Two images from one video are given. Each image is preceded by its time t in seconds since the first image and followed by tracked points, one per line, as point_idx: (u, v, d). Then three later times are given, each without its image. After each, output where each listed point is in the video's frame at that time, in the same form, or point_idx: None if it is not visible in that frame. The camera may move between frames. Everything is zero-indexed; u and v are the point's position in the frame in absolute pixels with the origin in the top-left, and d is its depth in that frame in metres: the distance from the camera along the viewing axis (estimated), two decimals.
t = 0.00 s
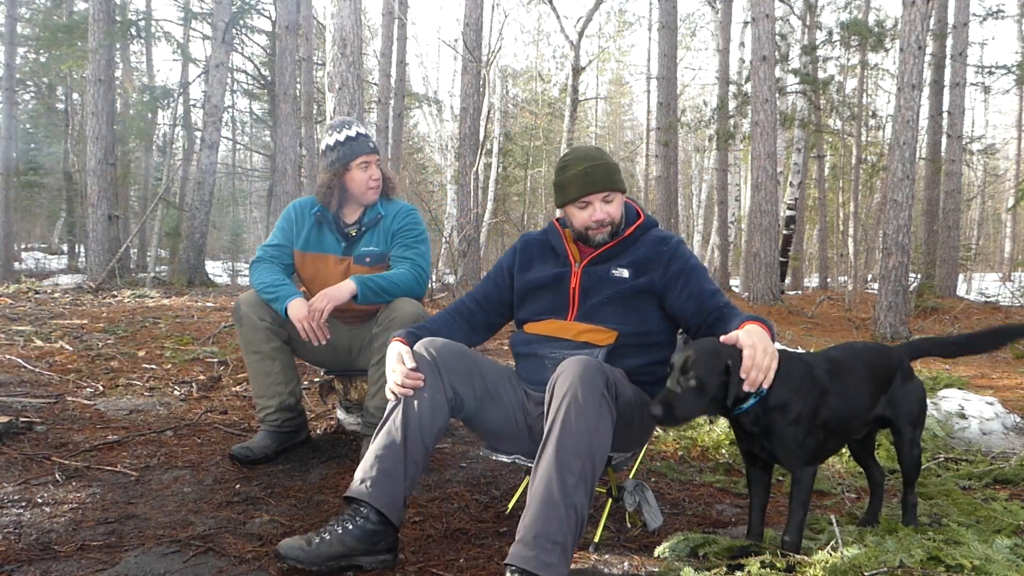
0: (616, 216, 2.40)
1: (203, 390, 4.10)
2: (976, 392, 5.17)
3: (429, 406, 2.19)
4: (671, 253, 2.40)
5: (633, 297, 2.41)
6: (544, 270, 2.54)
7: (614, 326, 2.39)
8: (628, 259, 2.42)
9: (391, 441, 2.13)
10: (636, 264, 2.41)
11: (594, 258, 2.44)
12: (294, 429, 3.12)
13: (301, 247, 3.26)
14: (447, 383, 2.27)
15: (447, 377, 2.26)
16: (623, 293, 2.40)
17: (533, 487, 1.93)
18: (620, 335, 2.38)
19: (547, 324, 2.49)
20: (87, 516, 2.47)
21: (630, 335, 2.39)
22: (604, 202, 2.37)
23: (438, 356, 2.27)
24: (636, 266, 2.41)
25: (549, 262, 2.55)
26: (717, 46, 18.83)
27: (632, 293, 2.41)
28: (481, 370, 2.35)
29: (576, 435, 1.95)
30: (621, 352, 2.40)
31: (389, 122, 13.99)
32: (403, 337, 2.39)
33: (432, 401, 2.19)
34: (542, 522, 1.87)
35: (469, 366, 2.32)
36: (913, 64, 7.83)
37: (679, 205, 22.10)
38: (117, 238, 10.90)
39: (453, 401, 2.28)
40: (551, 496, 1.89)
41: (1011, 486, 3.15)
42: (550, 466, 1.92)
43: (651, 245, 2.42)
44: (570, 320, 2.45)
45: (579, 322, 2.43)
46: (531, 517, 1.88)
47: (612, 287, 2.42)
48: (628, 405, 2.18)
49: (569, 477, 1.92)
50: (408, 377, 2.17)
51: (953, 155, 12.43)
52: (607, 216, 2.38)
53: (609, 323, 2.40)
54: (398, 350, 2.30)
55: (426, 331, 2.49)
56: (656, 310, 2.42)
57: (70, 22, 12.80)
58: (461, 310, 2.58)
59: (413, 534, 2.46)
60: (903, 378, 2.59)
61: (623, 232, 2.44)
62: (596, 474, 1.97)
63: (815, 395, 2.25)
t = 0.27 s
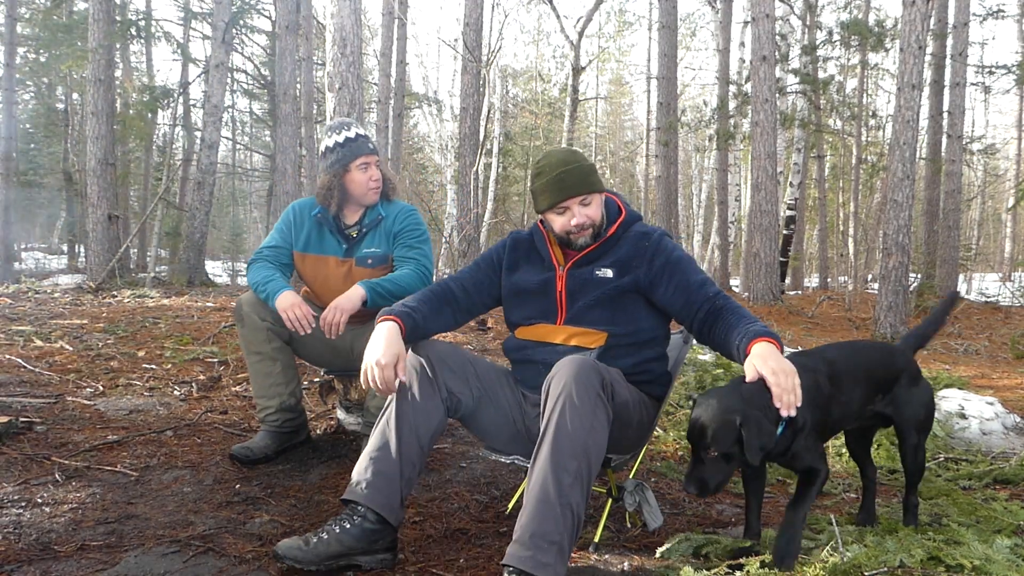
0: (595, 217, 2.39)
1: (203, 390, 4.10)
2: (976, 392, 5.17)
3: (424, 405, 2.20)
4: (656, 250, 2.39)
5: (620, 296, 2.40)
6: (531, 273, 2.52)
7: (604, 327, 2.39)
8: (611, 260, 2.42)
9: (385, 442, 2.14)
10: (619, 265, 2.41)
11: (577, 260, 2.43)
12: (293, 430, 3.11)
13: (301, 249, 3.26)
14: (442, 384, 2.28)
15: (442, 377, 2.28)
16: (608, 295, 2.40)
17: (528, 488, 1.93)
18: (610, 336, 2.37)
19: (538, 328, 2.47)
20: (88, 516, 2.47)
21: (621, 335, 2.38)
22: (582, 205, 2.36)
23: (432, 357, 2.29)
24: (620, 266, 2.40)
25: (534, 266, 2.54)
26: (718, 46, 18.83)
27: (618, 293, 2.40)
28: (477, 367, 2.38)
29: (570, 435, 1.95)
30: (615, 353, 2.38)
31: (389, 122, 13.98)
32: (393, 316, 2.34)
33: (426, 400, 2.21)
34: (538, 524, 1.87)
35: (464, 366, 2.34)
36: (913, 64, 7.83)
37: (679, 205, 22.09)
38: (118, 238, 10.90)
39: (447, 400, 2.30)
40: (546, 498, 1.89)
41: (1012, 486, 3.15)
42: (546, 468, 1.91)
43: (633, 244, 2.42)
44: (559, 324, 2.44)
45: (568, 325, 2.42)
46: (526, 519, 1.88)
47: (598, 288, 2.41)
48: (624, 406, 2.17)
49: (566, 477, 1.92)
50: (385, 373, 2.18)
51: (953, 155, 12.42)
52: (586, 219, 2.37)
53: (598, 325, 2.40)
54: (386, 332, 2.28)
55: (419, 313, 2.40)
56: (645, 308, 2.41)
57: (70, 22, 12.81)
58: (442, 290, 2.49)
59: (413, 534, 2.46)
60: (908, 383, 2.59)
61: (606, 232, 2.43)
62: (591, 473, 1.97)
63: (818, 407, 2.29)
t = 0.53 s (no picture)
0: (584, 219, 2.39)
1: (203, 390, 4.10)
2: (976, 392, 5.17)
3: (424, 407, 2.21)
4: (649, 249, 2.39)
5: (615, 295, 2.40)
6: (525, 276, 2.52)
7: (600, 328, 2.40)
8: (603, 260, 2.41)
9: (386, 444, 2.15)
10: (613, 265, 2.40)
11: (569, 262, 2.43)
12: (294, 430, 3.11)
13: (305, 248, 3.27)
14: (441, 384, 2.29)
15: (443, 379, 2.30)
16: (602, 296, 2.40)
17: (528, 489, 1.93)
18: (606, 337, 2.39)
19: (533, 332, 2.48)
20: (88, 516, 2.48)
21: (618, 335, 2.39)
22: (569, 209, 2.35)
23: (433, 360, 2.31)
24: (613, 266, 2.40)
25: (528, 268, 2.53)
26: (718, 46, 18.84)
27: (612, 294, 2.40)
28: (477, 368, 2.39)
29: (570, 435, 1.95)
30: (613, 353, 2.39)
31: (389, 122, 13.99)
32: (391, 352, 2.24)
33: (427, 403, 2.22)
34: (538, 524, 1.87)
35: (463, 368, 2.35)
36: (913, 64, 7.83)
37: (679, 204, 22.11)
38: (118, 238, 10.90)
39: (447, 403, 2.31)
40: (546, 498, 1.89)
41: (1011, 486, 3.15)
42: (545, 468, 1.92)
43: (625, 244, 2.42)
44: (555, 327, 2.45)
45: (564, 328, 2.43)
46: (526, 519, 1.89)
47: (593, 289, 2.41)
48: (624, 406, 2.18)
49: (565, 477, 1.92)
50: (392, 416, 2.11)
51: (953, 155, 12.43)
52: (576, 221, 2.37)
53: (594, 326, 2.40)
54: (387, 371, 2.19)
55: (418, 342, 2.31)
56: (641, 308, 2.42)
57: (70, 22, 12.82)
58: (438, 297, 2.49)
59: (413, 535, 2.47)
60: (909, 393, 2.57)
61: (597, 233, 2.44)
62: (591, 474, 1.98)
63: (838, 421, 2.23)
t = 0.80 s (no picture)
0: (580, 217, 2.38)
1: (203, 390, 4.10)
2: (976, 392, 5.17)
3: (424, 407, 2.21)
4: (646, 247, 2.39)
5: (614, 294, 2.39)
6: (522, 276, 2.50)
7: (599, 328, 2.39)
8: (600, 259, 2.40)
9: (386, 444, 2.14)
10: (610, 265, 2.39)
11: (567, 262, 2.42)
12: (294, 430, 3.11)
13: (306, 250, 3.25)
14: (441, 382, 2.29)
15: (443, 378, 2.29)
16: (600, 295, 2.38)
17: (529, 488, 1.92)
18: (605, 336, 2.37)
19: (532, 332, 2.47)
20: (87, 516, 2.47)
21: (617, 335, 2.38)
22: (565, 207, 2.36)
23: (433, 360, 2.30)
24: (610, 265, 2.39)
25: (526, 268, 2.52)
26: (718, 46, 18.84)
27: (610, 293, 2.39)
28: (477, 368, 2.39)
29: (570, 434, 1.95)
30: (611, 353, 2.38)
31: (389, 122, 13.99)
32: (392, 354, 2.23)
33: (428, 403, 2.22)
34: (539, 524, 1.87)
35: (464, 367, 2.36)
36: (913, 64, 7.83)
37: (679, 205, 22.11)
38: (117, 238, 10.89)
39: (448, 402, 2.30)
40: (547, 497, 1.89)
41: (1012, 486, 3.15)
42: (545, 467, 1.91)
43: (622, 243, 2.41)
44: (553, 327, 2.44)
45: (562, 328, 2.42)
46: (526, 519, 1.88)
47: (592, 289, 2.40)
48: (624, 406, 2.17)
49: (565, 477, 1.92)
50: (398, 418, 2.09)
51: (953, 155, 12.43)
52: (572, 220, 2.36)
53: (593, 325, 2.39)
54: (389, 373, 2.17)
55: (419, 341, 2.30)
56: (639, 305, 2.41)
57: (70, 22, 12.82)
58: (438, 296, 2.48)
59: (413, 534, 2.46)
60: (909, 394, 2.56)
61: (592, 232, 2.42)
62: (590, 474, 1.97)
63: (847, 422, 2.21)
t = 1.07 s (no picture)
0: (587, 215, 2.40)
1: (203, 390, 4.10)
2: (976, 392, 5.16)
3: (424, 406, 2.20)
4: (647, 249, 2.39)
5: (616, 296, 2.38)
6: (527, 275, 2.50)
7: (601, 329, 2.37)
8: (604, 260, 2.40)
9: (386, 444, 2.14)
10: (613, 266, 2.39)
11: (571, 261, 2.42)
12: (294, 430, 3.10)
13: (306, 252, 3.25)
14: (441, 382, 2.28)
15: (443, 378, 2.29)
16: (603, 296, 2.38)
17: (529, 491, 1.91)
18: (607, 337, 2.36)
19: (536, 331, 2.46)
20: (87, 516, 2.47)
21: (618, 337, 2.37)
22: (571, 202, 2.39)
23: (434, 359, 2.30)
24: (613, 267, 2.39)
25: (530, 268, 2.52)
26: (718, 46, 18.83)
27: (613, 295, 2.38)
28: (477, 367, 2.39)
29: (571, 436, 1.95)
30: (613, 353, 2.37)
31: (389, 122, 13.98)
32: (394, 353, 2.22)
33: (428, 403, 2.21)
34: (540, 525, 1.86)
35: (465, 366, 2.35)
36: (913, 64, 7.83)
37: (679, 205, 22.11)
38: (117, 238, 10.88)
39: (448, 402, 2.30)
40: (548, 499, 1.88)
41: (1012, 486, 3.15)
42: (546, 469, 1.91)
43: (626, 245, 2.41)
44: (556, 326, 2.43)
45: (564, 327, 2.41)
46: (527, 521, 1.87)
47: (594, 290, 2.39)
48: (624, 406, 2.17)
49: (566, 478, 1.91)
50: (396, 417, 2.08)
51: (953, 155, 12.43)
52: (578, 216, 2.39)
53: (596, 327, 2.38)
54: (389, 372, 2.17)
55: (421, 341, 2.30)
56: (641, 307, 2.40)
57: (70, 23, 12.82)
58: (445, 295, 2.48)
59: (413, 535, 2.46)
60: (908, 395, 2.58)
61: (597, 232, 2.43)
62: (592, 474, 1.97)
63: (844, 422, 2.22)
